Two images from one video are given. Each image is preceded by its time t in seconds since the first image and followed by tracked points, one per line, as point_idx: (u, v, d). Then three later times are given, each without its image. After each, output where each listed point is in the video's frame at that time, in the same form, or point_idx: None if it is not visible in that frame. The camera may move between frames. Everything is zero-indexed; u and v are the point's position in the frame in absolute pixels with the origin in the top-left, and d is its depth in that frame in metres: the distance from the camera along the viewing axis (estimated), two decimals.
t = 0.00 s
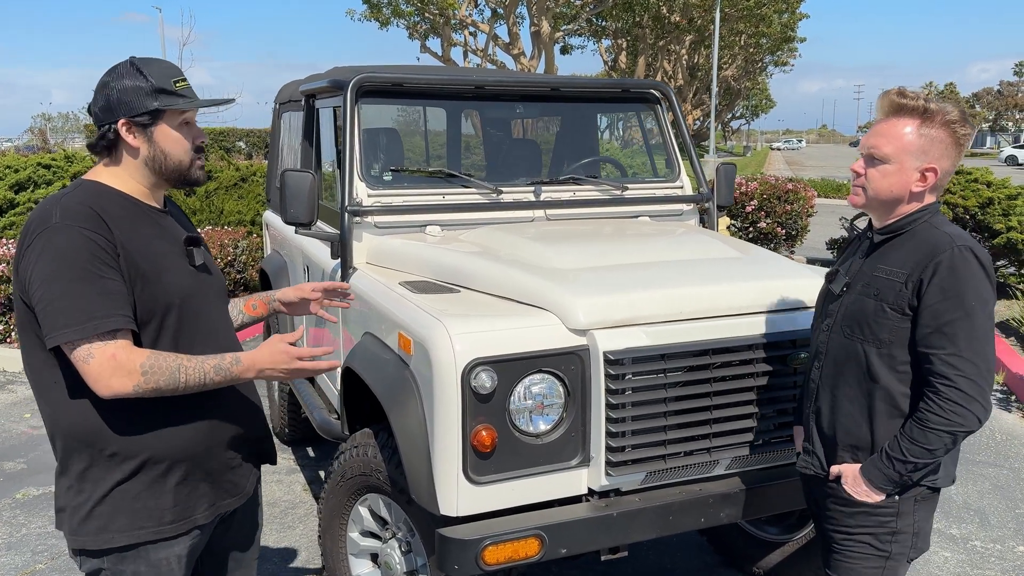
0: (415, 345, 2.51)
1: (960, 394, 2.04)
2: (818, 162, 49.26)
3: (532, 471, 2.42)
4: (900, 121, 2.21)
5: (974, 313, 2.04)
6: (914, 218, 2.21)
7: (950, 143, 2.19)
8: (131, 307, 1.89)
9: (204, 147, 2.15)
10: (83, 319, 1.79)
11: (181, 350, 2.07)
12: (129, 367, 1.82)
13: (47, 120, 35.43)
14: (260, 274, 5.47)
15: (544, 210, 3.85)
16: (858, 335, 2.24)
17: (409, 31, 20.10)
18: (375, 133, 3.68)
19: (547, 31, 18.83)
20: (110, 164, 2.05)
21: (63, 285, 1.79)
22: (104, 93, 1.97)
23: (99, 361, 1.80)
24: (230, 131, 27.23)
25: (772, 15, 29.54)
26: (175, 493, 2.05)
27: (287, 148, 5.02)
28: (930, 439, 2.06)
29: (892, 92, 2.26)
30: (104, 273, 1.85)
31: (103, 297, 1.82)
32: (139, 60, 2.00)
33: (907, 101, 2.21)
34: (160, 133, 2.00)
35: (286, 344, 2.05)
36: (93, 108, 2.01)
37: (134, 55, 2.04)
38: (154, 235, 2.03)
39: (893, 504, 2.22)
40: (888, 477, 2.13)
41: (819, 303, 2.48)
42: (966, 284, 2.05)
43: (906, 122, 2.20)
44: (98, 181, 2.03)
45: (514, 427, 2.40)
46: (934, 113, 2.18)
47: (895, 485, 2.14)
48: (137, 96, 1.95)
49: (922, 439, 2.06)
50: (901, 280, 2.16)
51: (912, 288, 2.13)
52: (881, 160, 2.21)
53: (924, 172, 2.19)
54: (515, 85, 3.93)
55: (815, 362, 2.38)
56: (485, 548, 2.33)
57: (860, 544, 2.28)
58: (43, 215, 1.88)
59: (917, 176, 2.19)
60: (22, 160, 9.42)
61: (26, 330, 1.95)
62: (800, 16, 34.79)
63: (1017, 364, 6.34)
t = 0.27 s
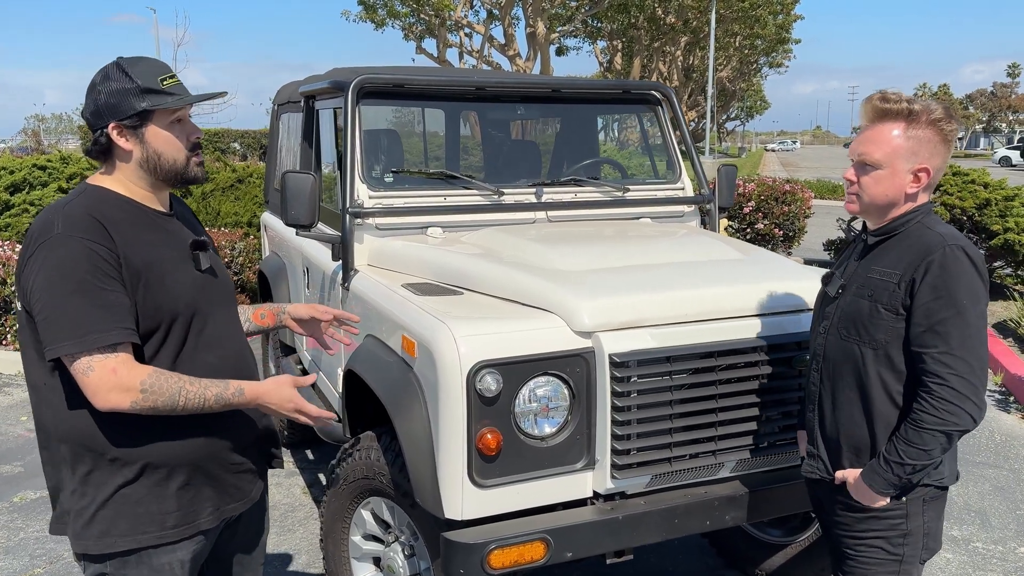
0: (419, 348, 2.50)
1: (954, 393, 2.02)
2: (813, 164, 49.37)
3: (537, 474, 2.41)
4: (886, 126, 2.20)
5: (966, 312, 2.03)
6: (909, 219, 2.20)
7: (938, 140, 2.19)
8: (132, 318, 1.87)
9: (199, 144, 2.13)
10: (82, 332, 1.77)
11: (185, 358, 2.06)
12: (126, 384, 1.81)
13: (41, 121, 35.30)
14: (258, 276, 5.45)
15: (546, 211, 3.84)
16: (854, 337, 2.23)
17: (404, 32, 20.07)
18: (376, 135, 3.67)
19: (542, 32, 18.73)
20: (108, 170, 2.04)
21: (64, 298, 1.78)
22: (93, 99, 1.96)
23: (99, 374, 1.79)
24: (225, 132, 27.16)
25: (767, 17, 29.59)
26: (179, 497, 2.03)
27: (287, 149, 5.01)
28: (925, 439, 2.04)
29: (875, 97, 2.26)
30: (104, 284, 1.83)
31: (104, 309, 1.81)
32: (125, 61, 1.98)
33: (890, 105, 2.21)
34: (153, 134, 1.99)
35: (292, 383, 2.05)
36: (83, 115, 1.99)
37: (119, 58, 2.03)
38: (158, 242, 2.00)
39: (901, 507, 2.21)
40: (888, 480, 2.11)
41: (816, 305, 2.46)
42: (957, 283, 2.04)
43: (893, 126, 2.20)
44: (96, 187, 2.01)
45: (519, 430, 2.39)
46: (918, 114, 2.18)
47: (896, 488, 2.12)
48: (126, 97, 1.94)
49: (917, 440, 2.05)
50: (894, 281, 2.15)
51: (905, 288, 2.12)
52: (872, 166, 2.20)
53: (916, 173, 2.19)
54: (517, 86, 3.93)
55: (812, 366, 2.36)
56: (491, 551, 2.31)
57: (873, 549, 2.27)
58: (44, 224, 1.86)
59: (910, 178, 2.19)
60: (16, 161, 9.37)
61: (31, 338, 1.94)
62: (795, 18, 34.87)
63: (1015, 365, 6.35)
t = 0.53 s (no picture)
0: (422, 351, 2.49)
1: (966, 398, 2.02)
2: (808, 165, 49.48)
3: (540, 477, 2.41)
4: (890, 123, 2.20)
5: (972, 316, 2.03)
6: (902, 221, 2.20)
7: (938, 146, 2.19)
8: (132, 325, 1.86)
9: (209, 152, 2.12)
10: (80, 340, 1.76)
11: (192, 363, 2.05)
12: (117, 393, 1.79)
13: (34, 122, 35.17)
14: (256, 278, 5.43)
15: (546, 213, 3.84)
16: (855, 342, 2.21)
17: (400, 34, 20.05)
18: (376, 136, 3.67)
19: (538, 34, 18.58)
20: (117, 174, 2.03)
21: (65, 305, 1.76)
22: (105, 101, 1.94)
23: (90, 383, 1.78)
24: (220, 133, 27.10)
25: (762, 18, 29.65)
26: (187, 499, 2.02)
27: (285, 151, 5.01)
28: (939, 444, 2.04)
29: (883, 94, 2.26)
30: (106, 291, 1.82)
31: (102, 316, 1.79)
32: (138, 65, 1.96)
33: (896, 103, 2.21)
34: (164, 142, 1.97)
35: (289, 395, 2.02)
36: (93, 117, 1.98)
37: (131, 60, 2.01)
38: (164, 246, 1.99)
39: (906, 509, 2.21)
40: (900, 484, 2.11)
41: (810, 309, 2.44)
42: (962, 288, 2.04)
43: (897, 123, 2.20)
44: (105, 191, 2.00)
45: (522, 433, 2.38)
46: (923, 116, 2.19)
47: (905, 491, 2.13)
48: (138, 104, 1.92)
49: (931, 445, 2.05)
50: (895, 287, 2.14)
51: (907, 294, 2.11)
52: (872, 159, 2.20)
53: (912, 173, 2.19)
54: (517, 88, 3.93)
55: (811, 371, 2.34)
56: (494, 555, 2.30)
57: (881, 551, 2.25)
58: (50, 228, 1.85)
59: (906, 178, 2.19)
60: (11, 163, 9.33)
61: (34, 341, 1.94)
62: (790, 20, 34.95)
63: (1012, 367, 6.37)
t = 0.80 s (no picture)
0: (424, 353, 2.49)
1: (955, 398, 2.02)
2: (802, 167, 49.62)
3: (542, 479, 2.40)
4: (884, 130, 2.21)
5: (965, 317, 2.03)
6: (902, 225, 2.21)
7: (933, 149, 2.19)
8: (141, 328, 1.85)
9: (215, 155, 2.11)
10: (87, 344, 1.75)
11: (196, 366, 2.04)
12: (124, 396, 1.78)
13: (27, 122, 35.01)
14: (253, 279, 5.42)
15: (545, 215, 3.84)
16: (851, 343, 2.22)
17: (395, 35, 20.03)
18: (376, 138, 3.65)
19: (533, 36, 18.58)
20: (122, 175, 2.02)
21: (71, 308, 1.76)
22: (113, 102, 1.94)
23: (98, 386, 1.76)
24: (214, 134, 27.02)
25: (756, 20, 29.73)
26: (192, 503, 2.02)
27: (282, 153, 5.01)
28: (927, 444, 2.04)
29: (874, 101, 2.26)
30: (113, 294, 1.81)
31: (111, 319, 1.79)
32: (147, 67, 1.96)
33: (889, 110, 2.21)
34: (170, 143, 1.97)
35: (293, 395, 2.00)
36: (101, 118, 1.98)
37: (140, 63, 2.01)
38: (169, 249, 1.99)
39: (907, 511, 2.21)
40: (888, 484, 2.10)
41: (808, 310, 2.45)
42: (956, 289, 2.04)
43: (890, 130, 2.20)
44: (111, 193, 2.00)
45: (525, 436, 2.38)
46: (916, 121, 2.19)
47: (894, 492, 2.12)
48: (145, 104, 1.92)
49: (919, 445, 2.04)
50: (892, 287, 2.14)
51: (903, 294, 2.11)
52: (869, 168, 2.20)
53: (911, 179, 2.19)
54: (516, 90, 3.93)
55: (808, 372, 2.35)
56: (496, 558, 2.30)
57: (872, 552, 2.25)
58: (58, 229, 1.85)
59: (904, 184, 2.19)
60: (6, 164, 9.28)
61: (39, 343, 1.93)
62: (784, 22, 35.05)
63: (1008, 369, 6.39)
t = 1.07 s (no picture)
0: (426, 354, 2.49)
1: (950, 400, 2.02)
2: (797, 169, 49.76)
3: (544, 481, 2.40)
4: (878, 133, 2.22)
5: (959, 319, 2.03)
6: (898, 226, 2.21)
7: (927, 151, 2.20)
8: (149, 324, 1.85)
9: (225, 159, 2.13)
10: (98, 339, 1.75)
11: (199, 364, 2.04)
12: (137, 391, 1.78)
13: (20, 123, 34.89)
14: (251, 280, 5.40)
15: (545, 217, 3.84)
16: (846, 344, 2.22)
17: (391, 37, 20.01)
18: (376, 139, 3.65)
19: (528, 38, 18.57)
20: (130, 171, 2.01)
21: (79, 303, 1.75)
22: (129, 97, 1.94)
23: (111, 381, 1.76)
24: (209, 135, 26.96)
25: (751, 23, 29.81)
26: (195, 505, 2.01)
27: (280, 154, 5.00)
28: (922, 446, 2.04)
29: (869, 104, 2.27)
30: (121, 290, 1.81)
31: (120, 314, 1.79)
32: (168, 66, 1.98)
33: (881, 113, 2.23)
34: (186, 142, 1.98)
35: (304, 386, 1.98)
36: (113, 112, 1.96)
37: (159, 62, 2.02)
38: (174, 246, 1.99)
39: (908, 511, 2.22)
40: (885, 485, 2.11)
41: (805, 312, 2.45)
42: (951, 291, 2.04)
43: (883, 133, 2.21)
44: (118, 189, 1.98)
45: (527, 437, 2.38)
46: (910, 122, 2.19)
47: (892, 493, 2.14)
48: (165, 102, 1.93)
49: (915, 447, 2.05)
50: (887, 289, 2.15)
51: (897, 296, 2.12)
52: (864, 171, 2.21)
53: (905, 181, 2.20)
54: (516, 92, 3.93)
55: (806, 373, 2.35)
56: (498, 559, 2.30)
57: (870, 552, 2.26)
58: (62, 227, 1.85)
59: (899, 186, 2.20)
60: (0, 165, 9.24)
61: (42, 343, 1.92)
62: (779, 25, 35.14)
63: (1004, 371, 6.42)
